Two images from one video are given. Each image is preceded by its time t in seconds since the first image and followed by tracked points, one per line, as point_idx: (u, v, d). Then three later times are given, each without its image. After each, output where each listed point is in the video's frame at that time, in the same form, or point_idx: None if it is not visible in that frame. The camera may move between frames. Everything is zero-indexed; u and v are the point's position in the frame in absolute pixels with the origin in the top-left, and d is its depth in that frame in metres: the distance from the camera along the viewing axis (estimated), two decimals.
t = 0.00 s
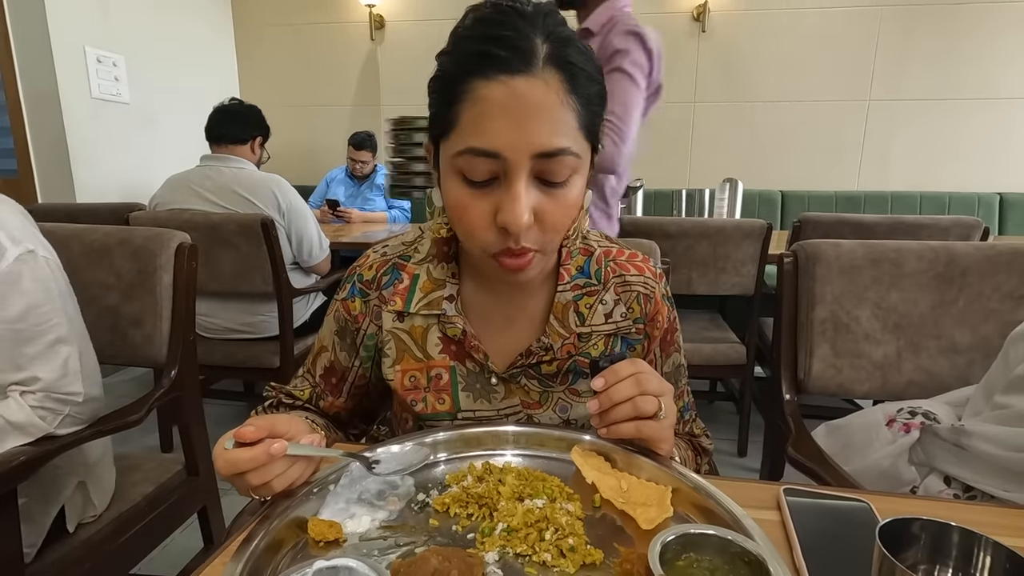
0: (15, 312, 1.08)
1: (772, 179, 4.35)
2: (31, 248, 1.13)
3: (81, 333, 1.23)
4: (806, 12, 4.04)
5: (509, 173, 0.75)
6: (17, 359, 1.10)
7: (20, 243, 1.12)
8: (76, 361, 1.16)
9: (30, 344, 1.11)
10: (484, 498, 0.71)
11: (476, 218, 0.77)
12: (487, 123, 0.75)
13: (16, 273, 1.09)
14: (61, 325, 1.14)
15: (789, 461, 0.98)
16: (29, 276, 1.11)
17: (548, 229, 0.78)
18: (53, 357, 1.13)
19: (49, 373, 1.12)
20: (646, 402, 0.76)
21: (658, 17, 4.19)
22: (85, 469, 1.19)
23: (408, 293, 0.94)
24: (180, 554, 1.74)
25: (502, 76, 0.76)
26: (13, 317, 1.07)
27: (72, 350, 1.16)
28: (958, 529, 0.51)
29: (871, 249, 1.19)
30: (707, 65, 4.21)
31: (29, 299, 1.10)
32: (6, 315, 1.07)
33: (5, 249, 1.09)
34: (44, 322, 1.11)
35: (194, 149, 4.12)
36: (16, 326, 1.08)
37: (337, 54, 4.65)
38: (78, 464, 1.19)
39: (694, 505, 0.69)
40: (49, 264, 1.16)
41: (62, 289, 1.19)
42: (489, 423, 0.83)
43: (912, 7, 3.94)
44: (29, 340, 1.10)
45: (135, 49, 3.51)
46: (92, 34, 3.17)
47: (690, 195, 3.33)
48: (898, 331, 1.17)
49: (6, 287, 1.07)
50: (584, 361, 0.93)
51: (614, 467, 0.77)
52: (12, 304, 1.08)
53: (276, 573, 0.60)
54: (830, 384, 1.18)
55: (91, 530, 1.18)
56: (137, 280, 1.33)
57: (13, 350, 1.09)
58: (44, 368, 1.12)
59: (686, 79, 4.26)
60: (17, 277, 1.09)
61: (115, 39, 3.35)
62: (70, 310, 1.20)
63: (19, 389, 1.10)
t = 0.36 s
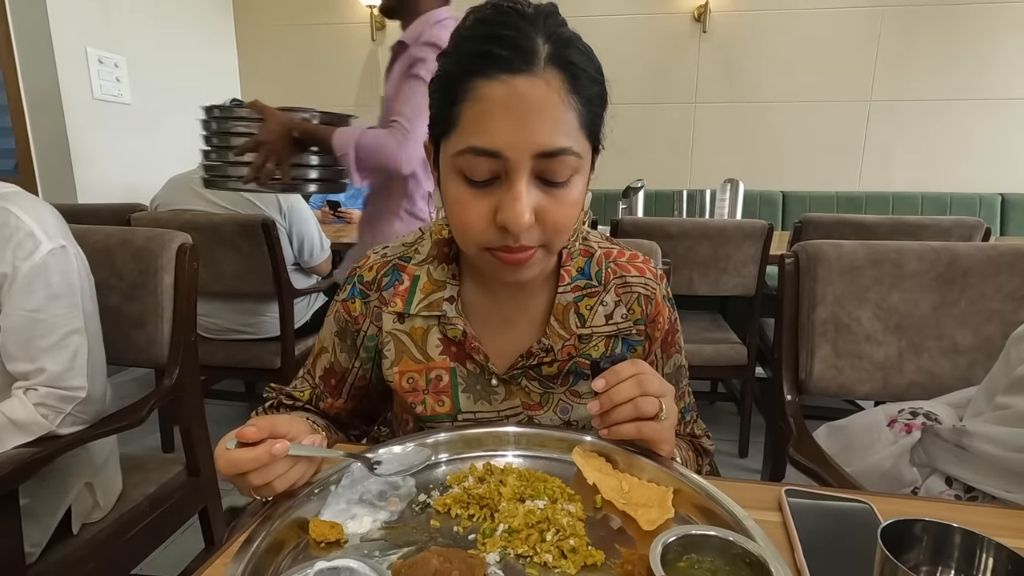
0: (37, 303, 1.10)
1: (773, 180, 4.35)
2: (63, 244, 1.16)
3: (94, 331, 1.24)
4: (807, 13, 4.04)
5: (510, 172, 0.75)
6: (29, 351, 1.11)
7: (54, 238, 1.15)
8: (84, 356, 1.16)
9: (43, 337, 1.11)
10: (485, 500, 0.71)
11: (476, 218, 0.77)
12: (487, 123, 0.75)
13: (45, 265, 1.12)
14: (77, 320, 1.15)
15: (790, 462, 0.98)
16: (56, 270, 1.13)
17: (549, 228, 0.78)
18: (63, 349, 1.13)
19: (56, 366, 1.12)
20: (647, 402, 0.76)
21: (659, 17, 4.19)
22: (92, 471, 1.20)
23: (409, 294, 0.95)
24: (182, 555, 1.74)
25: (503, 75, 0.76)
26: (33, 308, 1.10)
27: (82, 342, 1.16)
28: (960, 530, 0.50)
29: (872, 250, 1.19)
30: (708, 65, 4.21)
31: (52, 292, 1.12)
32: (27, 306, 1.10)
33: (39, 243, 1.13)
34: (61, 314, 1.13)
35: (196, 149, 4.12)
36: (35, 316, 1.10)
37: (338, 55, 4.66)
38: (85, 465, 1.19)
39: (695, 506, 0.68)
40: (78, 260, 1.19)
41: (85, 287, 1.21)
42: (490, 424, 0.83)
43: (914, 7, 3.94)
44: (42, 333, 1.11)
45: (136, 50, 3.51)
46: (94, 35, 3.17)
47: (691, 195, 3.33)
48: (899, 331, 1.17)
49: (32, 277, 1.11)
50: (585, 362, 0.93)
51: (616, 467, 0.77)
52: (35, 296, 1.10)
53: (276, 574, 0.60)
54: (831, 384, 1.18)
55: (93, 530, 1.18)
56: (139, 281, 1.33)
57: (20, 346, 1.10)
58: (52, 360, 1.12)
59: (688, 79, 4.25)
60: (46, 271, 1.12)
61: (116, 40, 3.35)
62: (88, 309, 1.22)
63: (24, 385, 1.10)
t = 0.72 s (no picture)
0: (39, 302, 1.10)
1: (775, 181, 4.34)
2: (65, 244, 1.16)
3: (95, 331, 1.23)
4: (809, 13, 4.03)
5: (551, 94, 0.79)
6: (32, 350, 1.11)
7: (55, 238, 1.15)
8: (86, 355, 1.16)
9: (45, 335, 1.11)
10: (486, 500, 0.71)
11: (518, 138, 0.77)
12: (530, 52, 0.82)
13: (47, 264, 1.11)
14: (77, 319, 1.15)
15: (791, 464, 0.97)
16: (57, 269, 1.13)
17: (585, 163, 0.79)
18: (65, 348, 1.13)
19: (58, 364, 1.12)
20: (650, 403, 0.76)
21: (661, 18, 4.19)
22: (95, 470, 1.20)
23: (411, 294, 0.94)
24: (183, 555, 1.74)
25: (540, 23, 0.85)
26: (35, 306, 1.10)
27: (84, 342, 1.16)
28: (962, 531, 0.50)
29: (874, 250, 1.19)
30: (709, 66, 4.21)
31: (55, 291, 1.12)
32: (29, 304, 1.09)
33: (41, 242, 1.12)
34: (63, 313, 1.13)
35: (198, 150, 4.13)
36: (37, 314, 1.10)
37: (339, 56, 4.66)
38: (89, 464, 1.20)
39: (696, 506, 0.68)
40: (80, 261, 1.18)
41: (87, 287, 1.21)
42: (492, 426, 0.83)
43: (915, 8, 3.93)
44: (44, 331, 1.11)
45: (139, 51, 3.52)
46: (96, 36, 3.18)
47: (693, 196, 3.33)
48: (901, 332, 1.17)
49: (35, 277, 1.10)
50: (587, 362, 0.93)
51: (617, 468, 0.77)
52: (38, 295, 1.10)
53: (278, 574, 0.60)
54: (833, 385, 1.17)
55: (94, 530, 1.18)
56: (140, 281, 1.34)
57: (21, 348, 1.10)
58: (54, 359, 1.12)
59: (689, 80, 4.25)
60: (48, 270, 1.12)
61: (118, 41, 3.35)
62: (91, 310, 1.22)
63: (26, 385, 1.11)
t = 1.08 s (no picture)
0: (39, 305, 1.11)
1: (777, 183, 4.34)
2: (63, 246, 1.16)
3: (95, 333, 1.24)
4: (811, 14, 4.04)
5: (544, 94, 0.80)
6: (34, 353, 1.11)
7: (53, 240, 1.15)
8: (87, 358, 1.16)
9: (47, 338, 1.12)
10: (490, 502, 0.71)
11: (509, 135, 0.77)
12: (526, 54, 0.82)
13: (44, 268, 1.12)
14: (78, 322, 1.15)
15: (794, 465, 0.97)
16: (55, 273, 1.13)
17: (575, 159, 0.79)
18: (67, 351, 1.14)
19: (60, 368, 1.12)
20: (651, 404, 0.76)
21: (663, 19, 4.19)
22: (99, 471, 1.20)
23: (417, 289, 0.95)
24: (185, 557, 1.74)
25: (536, 26, 0.86)
26: (35, 310, 1.10)
27: (85, 345, 1.16)
28: (968, 535, 0.50)
29: (876, 252, 1.19)
30: (711, 67, 4.21)
31: (54, 294, 1.12)
32: (29, 308, 1.10)
33: (38, 245, 1.12)
34: (64, 316, 1.13)
35: (201, 151, 4.14)
36: (38, 319, 1.10)
37: (341, 57, 4.66)
38: (92, 465, 1.19)
39: (700, 509, 0.68)
40: (78, 263, 1.18)
41: (86, 289, 1.21)
42: (496, 426, 0.83)
43: (918, 9, 3.93)
44: (47, 334, 1.12)
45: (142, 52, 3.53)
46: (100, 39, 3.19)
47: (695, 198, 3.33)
48: (904, 334, 1.17)
49: (33, 281, 1.10)
50: (589, 357, 0.93)
51: (621, 470, 0.77)
52: (38, 298, 1.11)
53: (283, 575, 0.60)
54: (836, 387, 1.17)
55: (98, 531, 1.18)
56: (144, 282, 1.34)
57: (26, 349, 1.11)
58: (56, 362, 1.12)
59: (691, 81, 4.25)
60: (45, 274, 1.12)
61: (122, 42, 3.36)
62: (91, 312, 1.23)
63: (30, 387, 1.11)
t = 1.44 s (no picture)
0: (40, 306, 1.11)
1: (779, 183, 4.34)
2: (62, 247, 1.16)
3: (96, 334, 1.24)
4: (814, 15, 4.03)
5: (541, 95, 0.80)
6: (35, 354, 1.11)
7: (52, 241, 1.15)
8: (89, 358, 1.17)
9: (48, 339, 1.12)
10: (491, 503, 0.71)
11: (505, 136, 0.77)
12: (524, 55, 0.82)
13: (44, 269, 1.12)
14: (79, 323, 1.15)
15: (797, 466, 0.97)
16: (55, 274, 1.13)
17: (571, 160, 0.79)
18: (69, 352, 1.14)
19: (63, 369, 1.13)
20: (653, 405, 0.76)
21: (664, 19, 4.19)
22: (101, 471, 1.20)
23: (419, 289, 0.95)
24: (186, 557, 1.74)
25: (533, 26, 0.86)
26: (37, 311, 1.10)
27: (87, 346, 1.17)
28: (970, 536, 0.50)
29: (879, 252, 1.18)
30: (713, 68, 4.20)
31: (55, 295, 1.13)
32: (30, 309, 1.10)
33: (38, 246, 1.13)
34: (65, 317, 1.13)
35: (203, 152, 4.14)
36: (39, 320, 1.11)
37: (344, 58, 4.67)
38: (94, 465, 1.19)
39: (702, 510, 0.68)
40: (77, 264, 1.19)
41: (86, 289, 1.22)
42: (497, 427, 0.83)
43: (921, 9, 3.92)
44: (48, 335, 1.12)
45: (145, 53, 3.53)
46: (103, 40, 3.20)
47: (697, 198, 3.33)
48: (907, 335, 1.17)
49: (33, 282, 1.11)
50: (590, 357, 0.93)
51: (622, 471, 0.77)
52: (39, 300, 1.11)
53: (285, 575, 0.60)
54: (838, 388, 1.17)
55: (100, 531, 1.18)
56: (146, 283, 1.34)
57: (29, 350, 1.11)
58: (58, 363, 1.13)
59: (693, 82, 4.25)
60: (46, 275, 1.12)
61: (125, 44, 3.37)
62: (91, 312, 1.23)
63: (32, 387, 1.11)
